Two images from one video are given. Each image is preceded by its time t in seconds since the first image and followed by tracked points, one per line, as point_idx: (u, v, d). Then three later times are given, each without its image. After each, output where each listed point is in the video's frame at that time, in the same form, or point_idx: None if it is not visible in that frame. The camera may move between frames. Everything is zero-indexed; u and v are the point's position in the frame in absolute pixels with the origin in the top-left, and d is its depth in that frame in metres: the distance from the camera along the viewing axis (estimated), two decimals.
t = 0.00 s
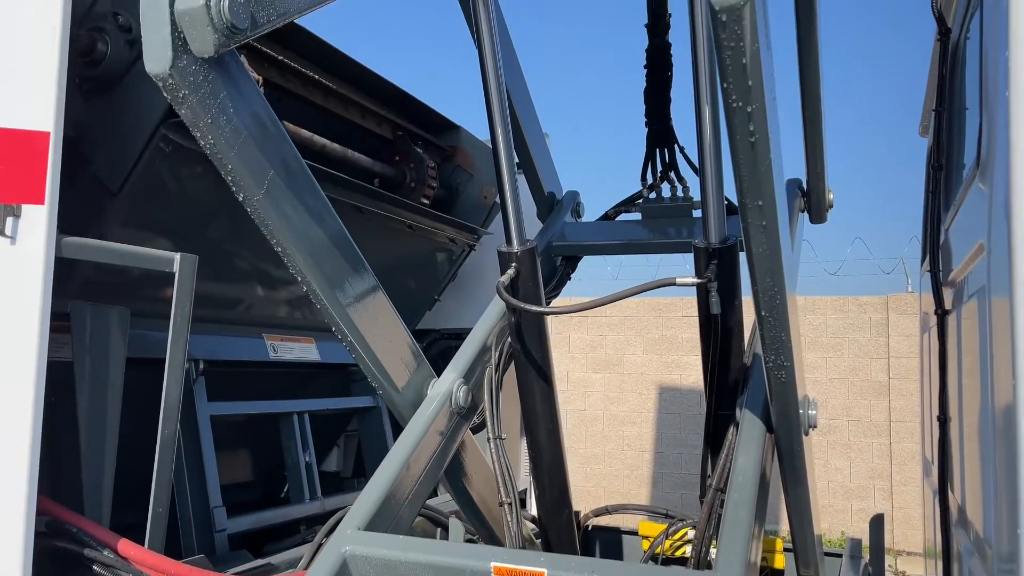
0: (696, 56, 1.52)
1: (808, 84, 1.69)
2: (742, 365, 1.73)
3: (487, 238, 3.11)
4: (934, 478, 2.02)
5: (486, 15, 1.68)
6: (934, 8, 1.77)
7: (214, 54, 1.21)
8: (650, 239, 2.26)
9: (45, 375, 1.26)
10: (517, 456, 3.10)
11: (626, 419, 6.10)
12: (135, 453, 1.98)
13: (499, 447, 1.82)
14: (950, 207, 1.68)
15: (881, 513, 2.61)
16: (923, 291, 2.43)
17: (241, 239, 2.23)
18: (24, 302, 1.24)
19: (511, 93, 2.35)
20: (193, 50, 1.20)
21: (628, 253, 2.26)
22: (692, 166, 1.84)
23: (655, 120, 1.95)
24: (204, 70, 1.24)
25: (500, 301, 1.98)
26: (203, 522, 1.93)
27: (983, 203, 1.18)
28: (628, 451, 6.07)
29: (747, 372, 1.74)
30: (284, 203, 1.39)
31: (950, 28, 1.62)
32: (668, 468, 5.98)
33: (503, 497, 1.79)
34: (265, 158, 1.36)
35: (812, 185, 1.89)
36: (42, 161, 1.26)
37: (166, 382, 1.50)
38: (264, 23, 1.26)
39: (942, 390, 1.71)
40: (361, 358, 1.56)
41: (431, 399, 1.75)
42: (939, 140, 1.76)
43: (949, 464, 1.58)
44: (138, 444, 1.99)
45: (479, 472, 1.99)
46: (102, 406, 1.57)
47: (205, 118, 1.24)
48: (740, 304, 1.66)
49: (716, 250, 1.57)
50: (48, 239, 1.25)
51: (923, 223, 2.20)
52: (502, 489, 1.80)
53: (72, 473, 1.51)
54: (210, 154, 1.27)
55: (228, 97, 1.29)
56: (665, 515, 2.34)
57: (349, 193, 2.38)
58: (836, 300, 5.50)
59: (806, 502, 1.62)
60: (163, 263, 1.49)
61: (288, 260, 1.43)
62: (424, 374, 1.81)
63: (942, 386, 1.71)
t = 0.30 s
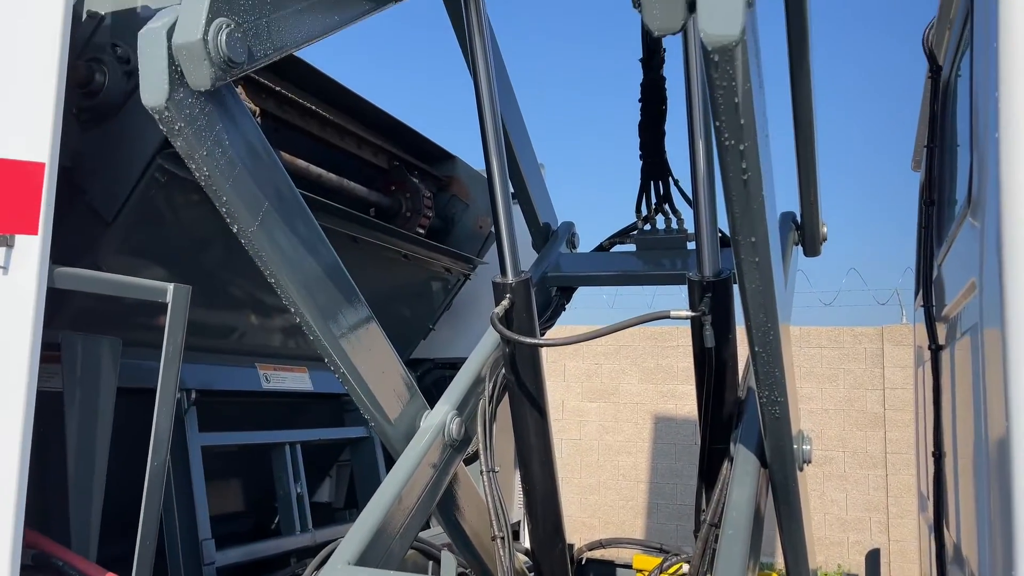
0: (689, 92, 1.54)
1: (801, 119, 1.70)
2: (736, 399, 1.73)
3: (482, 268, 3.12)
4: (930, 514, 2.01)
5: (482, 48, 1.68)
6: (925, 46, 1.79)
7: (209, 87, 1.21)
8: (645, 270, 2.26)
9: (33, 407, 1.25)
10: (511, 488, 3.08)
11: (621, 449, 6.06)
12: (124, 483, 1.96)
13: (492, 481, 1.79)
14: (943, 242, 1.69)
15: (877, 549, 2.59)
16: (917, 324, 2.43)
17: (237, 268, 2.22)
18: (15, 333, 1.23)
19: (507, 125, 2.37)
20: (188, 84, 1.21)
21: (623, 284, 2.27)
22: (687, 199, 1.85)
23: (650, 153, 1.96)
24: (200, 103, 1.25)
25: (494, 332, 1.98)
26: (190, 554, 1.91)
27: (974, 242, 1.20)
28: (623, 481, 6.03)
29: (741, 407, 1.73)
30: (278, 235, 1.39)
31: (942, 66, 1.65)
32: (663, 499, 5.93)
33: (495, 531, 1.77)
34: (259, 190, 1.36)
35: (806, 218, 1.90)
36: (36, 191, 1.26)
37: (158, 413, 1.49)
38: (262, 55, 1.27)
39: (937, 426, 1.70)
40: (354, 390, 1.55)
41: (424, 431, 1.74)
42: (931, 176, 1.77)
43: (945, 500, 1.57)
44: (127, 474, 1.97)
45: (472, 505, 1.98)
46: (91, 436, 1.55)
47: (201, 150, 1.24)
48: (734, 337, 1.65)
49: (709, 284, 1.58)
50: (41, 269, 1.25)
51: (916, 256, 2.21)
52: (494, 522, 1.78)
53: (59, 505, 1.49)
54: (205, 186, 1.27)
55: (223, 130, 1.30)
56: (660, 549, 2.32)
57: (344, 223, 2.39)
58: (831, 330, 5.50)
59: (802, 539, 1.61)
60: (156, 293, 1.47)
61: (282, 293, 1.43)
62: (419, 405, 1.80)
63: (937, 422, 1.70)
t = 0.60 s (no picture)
0: (683, 130, 1.56)
1: (792, 157, 1.73)
2: (729, 436, 1.72)
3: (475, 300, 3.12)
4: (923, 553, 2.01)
5: (479, 84, 1.71)
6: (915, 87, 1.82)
7: (208, 122, 1.22)
8: (638, 304, 2.27)
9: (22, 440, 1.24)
10: (502, 522, 3.05)
11: (613, 481, 6.03)
12: (110, 514, 1.93)
13: (484, 517, 1.78)
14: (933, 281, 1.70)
15: None
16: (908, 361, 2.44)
17: (230, 298, 2.22)
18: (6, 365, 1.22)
19: (502, 159, 2.39)
20: (187, 119, 1.21)
21: (616, 318, 2.27)
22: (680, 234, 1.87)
23: (644, 189, 1.98)
24: (199, 137, 1.26)
25: (487, 366, 1.98)
26: None
27: (965, 283, 1.21)
28: (614, 514, 5.99)
29: (733, 443, 1.74)
30: (272, 267, 1.39)
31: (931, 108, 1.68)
32: (655, 532, 5.88)
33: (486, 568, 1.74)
34: (255, 223, 1.37)
35: (798, 255, 1.92)
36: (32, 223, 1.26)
37: (148, 446, 1.48)
38: (262, 91, 1.29)
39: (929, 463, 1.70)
40: (346, 423, 1.54)
41: (415, 465, 1.73)
42: (921, 215, 1.79)
43: (938, 539, 1.57)
44: (114, 506, 1.95)
45: (463, 541, 1.96)
46: (78, 468, 1.54)
47: (198, 183, 1.25)
48: (726, 373, 1.65)
49: (702, 320, 1.59)
50: (34, 300, 1.25)
51: (907, 294, 2.22)
52: (485, 558, 1.76)
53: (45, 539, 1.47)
54: (201, 220, 1.27)
55: (221, 163, 1.31)
56: None
57: (338, 253, 2.39)
58: (822, 364, 5.52)
59: None
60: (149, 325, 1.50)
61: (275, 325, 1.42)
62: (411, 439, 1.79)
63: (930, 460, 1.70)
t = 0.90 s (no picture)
0: (674, 171, 1.58)
1: (780, 200, 1.76)
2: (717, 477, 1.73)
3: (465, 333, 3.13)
4: None
5: (472, 124, 1.73)
6: (900, 134, 1.87)
7: (206, 160, 1.23)
8: (627, 341, 2.28)
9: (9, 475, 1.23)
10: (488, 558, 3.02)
11: (599, 516, 5.98)
12: (92, 549, 1.91)
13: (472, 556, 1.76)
14: (919, 324, 1.72)
15: None
16: (894, 401, 2.45)
17: (220, 331, 2.22)
18: None
19: (494, 195, 2.42)
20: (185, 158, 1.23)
21: (605, 355, 2.28)
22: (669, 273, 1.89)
23: (634, 228, 2.00)
24: (196, 175, 1.27)
25: (476, 403, 1.99)
26: None
27: (950, 329, 1.23)
28: (600, 550, 5.94)
29: (721, 483, 1.74)
30: (265, 303, 1.40)
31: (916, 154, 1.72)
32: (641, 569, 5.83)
33: None
34: (249, 258, 1.38)
35: (786, 295, 1.94)
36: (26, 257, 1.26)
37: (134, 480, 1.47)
38: (259, 130, 1.30)
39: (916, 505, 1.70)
40: (334, 460, 1.54)
41: (403, 502, 1.71)
42: (907, 258, 1.82)
43: None
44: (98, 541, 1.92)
45: None
46: (63, 503, 1.52)
47: (194, 220, 1.26)
48: (715, 413, 1.66)
49: (692, 360, 1.60)
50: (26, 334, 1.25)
51: (892, 334, 2.25)
52: None
53: None
54: (196, 256, 1.28)
55: (216, 199, 1.32)
56: None
57: (329, 287, 2.39)
58: (809, 401, 5.53)
59: None
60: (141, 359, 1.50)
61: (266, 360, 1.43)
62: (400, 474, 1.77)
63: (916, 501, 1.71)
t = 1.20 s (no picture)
0: (662, 215, 1.61)
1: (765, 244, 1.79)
2: (701, 517, 1.73)
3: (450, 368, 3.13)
4: None
5: (464, 164, 1.75)
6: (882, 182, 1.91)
7: (202, 198, 1.23)
8: (612, 380, 2.29)
9: None
10: None
11: (580, 553, 5.93)
12: None
13: None
14: (900, 369, 1.75)
15: None
16: (875, 442, 2.48)
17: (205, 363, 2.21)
18: None
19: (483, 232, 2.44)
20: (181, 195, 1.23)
21: (591, 393, 2.29)
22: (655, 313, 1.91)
23: (621, 268, 2.02)
24: (191, 211, 1.28)
25: (460, 440, 1.99)
26: None
27: (932, 376, 1.26)
28: None
29: (705, 525, 1.75)
30: (254, 339, 1.40)
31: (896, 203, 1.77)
32: None
33: None
34: (240, 294, 1.38)
35: (770, 337, 1.97)
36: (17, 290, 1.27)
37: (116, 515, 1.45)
38: (255, 168, 1.31)
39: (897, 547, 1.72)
40: (319, 496, 1.53)
41: (388, 539, 1.70)
42: (888, 303, 1.85)
43: None
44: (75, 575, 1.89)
45: None
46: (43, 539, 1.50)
47: (187, 257, 1.26)
48: (700, 453, 1.67)
49: (677, 401, 1.62)
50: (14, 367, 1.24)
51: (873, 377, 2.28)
52: None
53: None
54: (188, 292, 1.28)
55: (210, 235, 1.32)
56: None
57: (316, 321, 2.40)
58: (790, 439, 5.55)
59: None
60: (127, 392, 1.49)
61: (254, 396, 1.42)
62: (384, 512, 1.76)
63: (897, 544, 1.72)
